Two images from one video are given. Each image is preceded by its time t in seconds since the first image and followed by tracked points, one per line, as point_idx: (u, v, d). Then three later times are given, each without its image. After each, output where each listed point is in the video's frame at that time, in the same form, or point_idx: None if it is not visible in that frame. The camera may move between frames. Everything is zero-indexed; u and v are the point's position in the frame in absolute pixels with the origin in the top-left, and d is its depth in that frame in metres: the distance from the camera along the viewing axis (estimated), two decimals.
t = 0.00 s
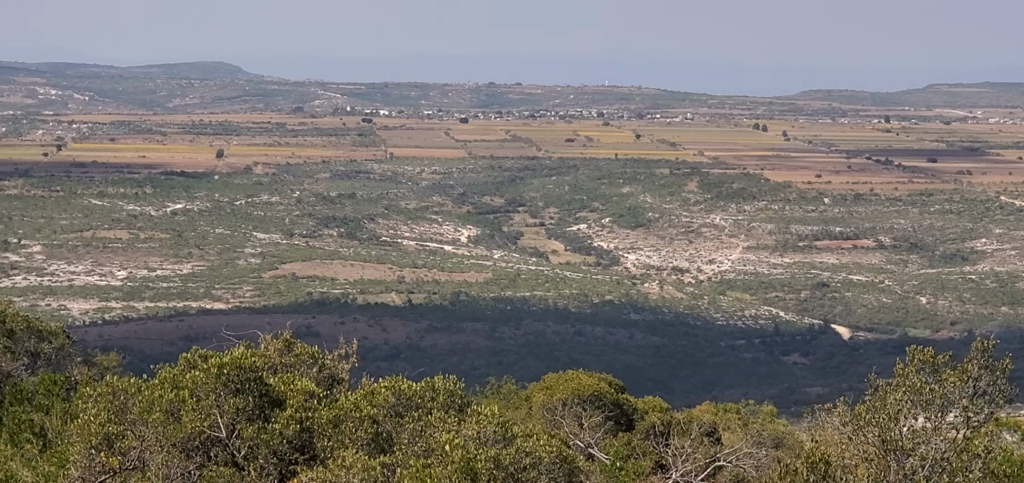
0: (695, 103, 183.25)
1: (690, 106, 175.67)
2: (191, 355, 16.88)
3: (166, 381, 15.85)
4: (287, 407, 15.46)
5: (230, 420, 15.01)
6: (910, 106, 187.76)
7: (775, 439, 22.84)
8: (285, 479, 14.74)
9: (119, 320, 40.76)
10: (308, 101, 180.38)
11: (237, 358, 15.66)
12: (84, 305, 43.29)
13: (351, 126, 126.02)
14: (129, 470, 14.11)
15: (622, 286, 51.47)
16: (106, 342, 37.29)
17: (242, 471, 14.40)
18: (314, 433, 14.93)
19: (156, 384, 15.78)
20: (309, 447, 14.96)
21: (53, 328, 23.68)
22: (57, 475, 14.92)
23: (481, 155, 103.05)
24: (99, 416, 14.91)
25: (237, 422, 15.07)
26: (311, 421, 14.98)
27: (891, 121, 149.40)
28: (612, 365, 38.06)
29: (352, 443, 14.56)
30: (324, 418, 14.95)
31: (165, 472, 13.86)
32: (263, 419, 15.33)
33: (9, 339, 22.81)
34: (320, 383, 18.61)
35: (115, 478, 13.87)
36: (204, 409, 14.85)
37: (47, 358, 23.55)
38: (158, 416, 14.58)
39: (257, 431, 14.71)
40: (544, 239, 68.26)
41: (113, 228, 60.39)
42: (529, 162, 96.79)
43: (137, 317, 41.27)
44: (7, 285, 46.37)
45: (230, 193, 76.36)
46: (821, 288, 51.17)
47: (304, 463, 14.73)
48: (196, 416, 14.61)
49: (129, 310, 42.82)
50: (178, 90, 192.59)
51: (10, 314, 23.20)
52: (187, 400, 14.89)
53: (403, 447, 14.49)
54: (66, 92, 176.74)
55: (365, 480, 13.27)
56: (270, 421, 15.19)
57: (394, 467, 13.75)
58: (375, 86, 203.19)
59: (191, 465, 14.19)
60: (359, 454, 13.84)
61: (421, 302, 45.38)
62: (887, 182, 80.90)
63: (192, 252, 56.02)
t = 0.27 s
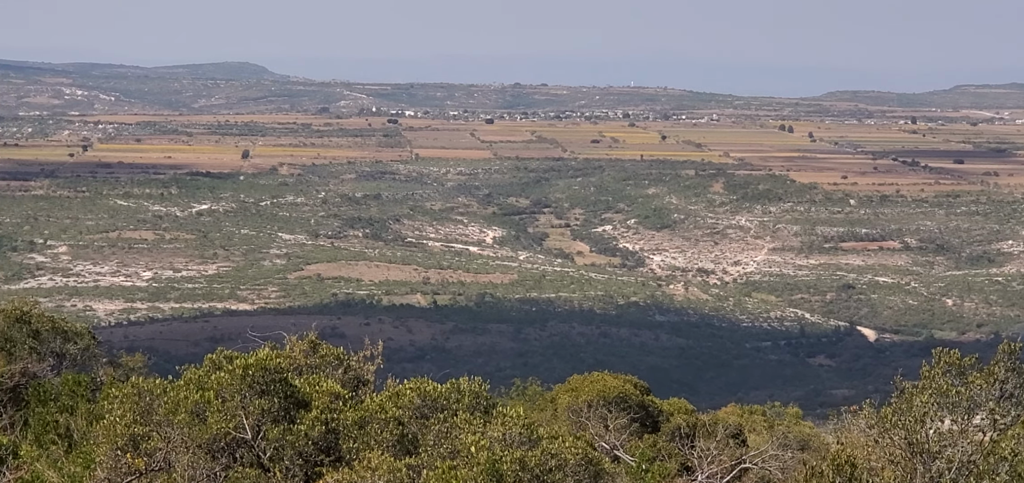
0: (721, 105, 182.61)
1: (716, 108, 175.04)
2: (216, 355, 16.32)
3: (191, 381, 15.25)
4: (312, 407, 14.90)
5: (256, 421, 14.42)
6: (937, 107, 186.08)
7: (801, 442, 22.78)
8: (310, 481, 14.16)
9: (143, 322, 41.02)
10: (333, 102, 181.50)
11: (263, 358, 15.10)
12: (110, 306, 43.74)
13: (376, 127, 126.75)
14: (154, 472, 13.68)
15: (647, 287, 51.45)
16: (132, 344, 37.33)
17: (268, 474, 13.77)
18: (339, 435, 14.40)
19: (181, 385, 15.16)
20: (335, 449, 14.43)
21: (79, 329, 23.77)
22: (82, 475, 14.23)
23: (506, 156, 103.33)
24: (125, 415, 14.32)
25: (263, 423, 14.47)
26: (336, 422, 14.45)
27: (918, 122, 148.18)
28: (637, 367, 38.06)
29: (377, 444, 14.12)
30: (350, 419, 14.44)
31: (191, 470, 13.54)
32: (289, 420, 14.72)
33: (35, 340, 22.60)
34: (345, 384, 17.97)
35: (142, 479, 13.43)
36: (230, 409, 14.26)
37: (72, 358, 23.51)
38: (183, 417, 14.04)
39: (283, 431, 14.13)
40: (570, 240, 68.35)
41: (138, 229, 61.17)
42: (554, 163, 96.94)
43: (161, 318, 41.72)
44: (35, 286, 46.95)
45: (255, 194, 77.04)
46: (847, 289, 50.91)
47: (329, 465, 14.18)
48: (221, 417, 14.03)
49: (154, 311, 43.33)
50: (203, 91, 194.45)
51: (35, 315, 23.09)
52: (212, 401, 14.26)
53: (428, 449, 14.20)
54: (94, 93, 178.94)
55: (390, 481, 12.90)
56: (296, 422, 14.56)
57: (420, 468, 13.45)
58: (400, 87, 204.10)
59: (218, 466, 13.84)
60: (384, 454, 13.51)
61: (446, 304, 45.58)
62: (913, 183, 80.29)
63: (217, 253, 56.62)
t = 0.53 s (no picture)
0: (749, 105, 181.69)
1: (744, 108, 174.04)
2: (245, 357, 16.46)
3: (219, 382, 15.42)
4: (341, 408, 15.07)
5: (284, 421, 14.54)
6: (969, 107, 183.98)
7: (829, 442, 22.78)
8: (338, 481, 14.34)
9: (173, 322, 41.49)
10: (361, 103, 182.55)
11: (291, 359, 15.30)
12: (138, 307, 44.35)
13: (404, 127, 127.42)
14: (183, 472, 13.65)
15: (676, 288, 51.44)
16: (161, 344, 37.72)
17: (297, 474, 13.87)
18: (368, 435, 14.69)
19: (209, 387, 15.34)
20: (363, 449, 14.70)
21: (107, 329, 24.21)
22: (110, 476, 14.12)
23: (534, 156, 103.55)
24: (154, 416, 14.49)
25: (291, 423, 14.59)
26: (365, 423, 14.72)
27: (949, 122, 146.59)
28: (665, 367, 38.11)
29: (406, 445, 14.29)
30: (378, 420, 14.68)
31: (218, 471, 13.32)
32: (317, 421, 14.87)
33: (64, 339, 22.99)
34: (374, 384, 17.95)
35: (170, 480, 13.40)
36: (258, 410, 14.41)
37: (101, 359, 23.93)
38: (212, 417, 14.18)
39: (311, 432, 14.26)
40: (598, 241, 68.44)
41: (167, 229, 62.05)
42: (582, 164, 97.00)
43: (190, 318, 42.27)
44: (64, 286, 47.67)
45: (283, 195, 77.81)
46: (876, 290, 50.61)
47: (358, 466, 14.41)
48: (250, 418, 14.18)
49: (183, 312, 43.98)
50: (231, 92, 196.27)
51: (64, 316, 23.49)
52: (241, 402, 14.49)
53: (457, 448, 14.18)
54: (123, 94, 181.14)
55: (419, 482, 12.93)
56: (324, 423, 14.74)
57: (449, 469, 13.41)
58: (428, 88, 204.88)
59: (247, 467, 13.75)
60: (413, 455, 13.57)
61: (474, 304, 45.87)
62: (943, 183, 79.55)
63: (246, 254, 57.31)
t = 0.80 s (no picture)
0: (776, 106, 180.66)
1: (771, 109, 172.95)
2: (271, 358, 16.73)
3: (246, 383, 15.71)
4: (367, 409, 15.24)
5: (311, 422, 14.76)
6: (998, 108, 181.86)
7: (856, 444, 22.71)
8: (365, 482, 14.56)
9: (199, 322, 41.96)
10: (387, 103, 183.33)
11: (317, 360, 15.51)
12: (164, 307, 44.90)
13: (430, 128, 127.94)
14: (210, 473, 13.79)
15: (702, 288, 51.37)
16: (187, 344, 38.15)
17: (323, 474, 14.12)
18: (394, 436, 14.78)
19: (235, 387, 15.62)
20: (389, 450, 14.78)
21: (134, 330, 24.44)
22: (137, 476, 14.23)
23: (560, 157, 103.66)
24: (180, 416, 14.80)
25: (317, 423, 14.80)
26: (391, 424, 14.84)
27: (977, 123, 145.02)
28: (691, 368, 38.10)
29: (432, 446, 14.37)
30: (404, 421, 14.83)
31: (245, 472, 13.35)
32: (343, 421, 15.09)
33: (90, 340, 23.27)
34: (400, 385, 17.90)
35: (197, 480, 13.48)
36: (284, 411, 14.64)
37: (127, 359, 24.25)
38: (238, 418, 14.45)
39: (337, 433, 14.49)
40: (625, 242, 68.45)
41: (193, 230, 62.77)
42: (609, 164, 96.98)
43: (215, 318, 42.78)
44: (91, 286, 48.32)
45: (309, 195, 78.41)
46: (902, 291, 50.27)
47: (385, 466, 14.52)
48: (276, 418, 14.43)
49: (209, 312, 44.51)
50: (257, 93, 197.83)
51: (91, 316, 23.70)
52: (267, 403, 14.75)
53: (483, 450, 14.22)
54: (149, 94, 182.98)
55: None
56: (350, 424, 14.95)
57: (475, 470, 13.56)
58: (454, 88, 205.41)
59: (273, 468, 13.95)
60: (439, 456, 13.67)
61: (500, 305, 46.07)
62: (970, 184, 78.77)
63: (272, 254, 57.86)
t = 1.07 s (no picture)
0: (799, 106, 179.62)
1: (794, 109, 172.00)
2: (293, 357, 16.77)
3: (268, 382, 15.76)
4: (389, 408, 15.37)
5: (333, 421, 14.90)
6: None
7: (879, 444, 22.71)
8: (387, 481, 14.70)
9: (221, 322, 42.32)
10: (410, 103, 183.98)
11: (339, 360, 15.60)
12: (187, 306, 45.35)
13: (453, 128, 128.33)
14: (232, 471, 13.85)
15: (724, 288, 51.28)
16: (209, 344, 38.47)
17: (345, 473, 14.29)
18: (416, 435, 14.92)
19: (257, 386, 15.66)
20: (411, 449, 14.93)
21: (157, 330, 24.56)
22: (160, 476, 14.31)
23: (583, 157, 103.66)
24: (203, 415, 14.67)
25: (339, 423, 14.95)
26: (414, 423, 14.97)
27: (1004, 123, 143.49)
28: (714, 368, 38.08)
29: (454, 445, 14.55)
30: (427, 420, 14.93)
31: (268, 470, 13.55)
32: (365, 421, 15.23)
33: (113, 339, 23.44)
34: (422, 384, 17.98)
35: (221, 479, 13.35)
36: (307, 410, 14.79)
37: (150, 359, 24.37)
38: (261, 417, 14.47)
39: (360, 432, 14.63)
40: (647, 241, 68.39)
41: (217, 230, 63.39)
42: (632, 164, 96.86)
43: (239, 318, 43.12)
44: (115, 286, 48.88)
45: (332, 195, 78.92)
46: (926, 291, 49.95)
47: (407, 465, 14.67)
48: (299, 418, 14.57)
49: (232, 312, 44.95)
50: (280, 93, 199.08)
51: (115, 315, 23.83)
52: (290, 402, 14.81)
53: (505, 449, 14.35)
54: (173, 94, 184.60)
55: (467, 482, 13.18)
56: (372, 423, 15.08)
57: (497, 469, 13.72)
58: (477, 88, 205.79)
59: (295, 467, 14.08)
60: (461, 456, 13.80)
61: (522, 304, 46.24)
62: (995, 184, 78.01)
63: (294, 254, 58.35)
